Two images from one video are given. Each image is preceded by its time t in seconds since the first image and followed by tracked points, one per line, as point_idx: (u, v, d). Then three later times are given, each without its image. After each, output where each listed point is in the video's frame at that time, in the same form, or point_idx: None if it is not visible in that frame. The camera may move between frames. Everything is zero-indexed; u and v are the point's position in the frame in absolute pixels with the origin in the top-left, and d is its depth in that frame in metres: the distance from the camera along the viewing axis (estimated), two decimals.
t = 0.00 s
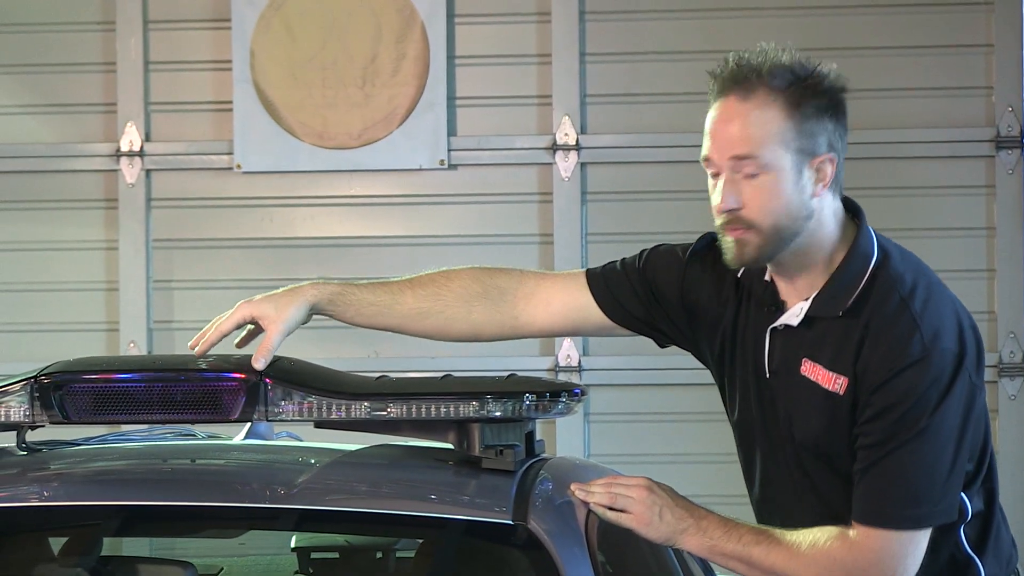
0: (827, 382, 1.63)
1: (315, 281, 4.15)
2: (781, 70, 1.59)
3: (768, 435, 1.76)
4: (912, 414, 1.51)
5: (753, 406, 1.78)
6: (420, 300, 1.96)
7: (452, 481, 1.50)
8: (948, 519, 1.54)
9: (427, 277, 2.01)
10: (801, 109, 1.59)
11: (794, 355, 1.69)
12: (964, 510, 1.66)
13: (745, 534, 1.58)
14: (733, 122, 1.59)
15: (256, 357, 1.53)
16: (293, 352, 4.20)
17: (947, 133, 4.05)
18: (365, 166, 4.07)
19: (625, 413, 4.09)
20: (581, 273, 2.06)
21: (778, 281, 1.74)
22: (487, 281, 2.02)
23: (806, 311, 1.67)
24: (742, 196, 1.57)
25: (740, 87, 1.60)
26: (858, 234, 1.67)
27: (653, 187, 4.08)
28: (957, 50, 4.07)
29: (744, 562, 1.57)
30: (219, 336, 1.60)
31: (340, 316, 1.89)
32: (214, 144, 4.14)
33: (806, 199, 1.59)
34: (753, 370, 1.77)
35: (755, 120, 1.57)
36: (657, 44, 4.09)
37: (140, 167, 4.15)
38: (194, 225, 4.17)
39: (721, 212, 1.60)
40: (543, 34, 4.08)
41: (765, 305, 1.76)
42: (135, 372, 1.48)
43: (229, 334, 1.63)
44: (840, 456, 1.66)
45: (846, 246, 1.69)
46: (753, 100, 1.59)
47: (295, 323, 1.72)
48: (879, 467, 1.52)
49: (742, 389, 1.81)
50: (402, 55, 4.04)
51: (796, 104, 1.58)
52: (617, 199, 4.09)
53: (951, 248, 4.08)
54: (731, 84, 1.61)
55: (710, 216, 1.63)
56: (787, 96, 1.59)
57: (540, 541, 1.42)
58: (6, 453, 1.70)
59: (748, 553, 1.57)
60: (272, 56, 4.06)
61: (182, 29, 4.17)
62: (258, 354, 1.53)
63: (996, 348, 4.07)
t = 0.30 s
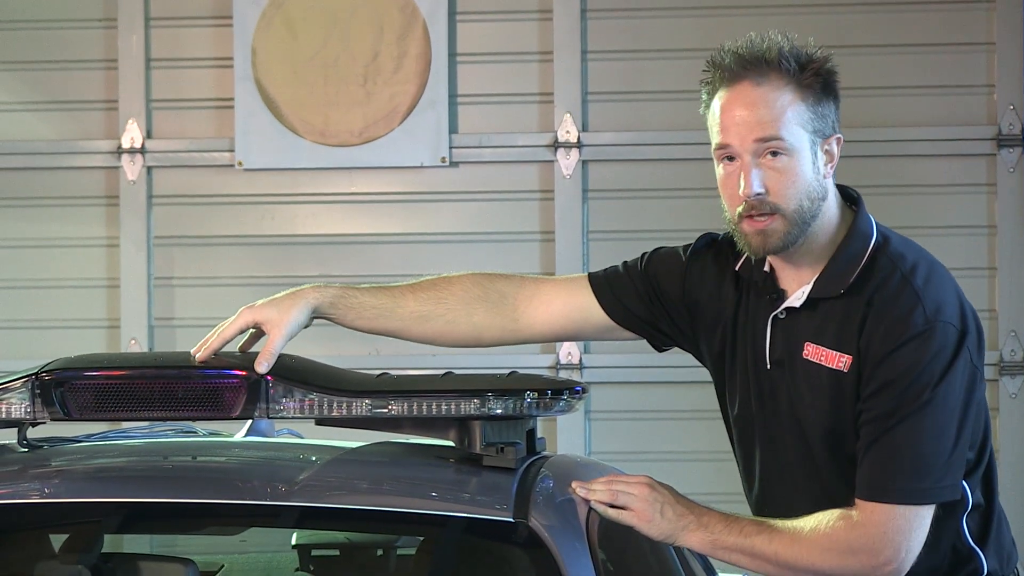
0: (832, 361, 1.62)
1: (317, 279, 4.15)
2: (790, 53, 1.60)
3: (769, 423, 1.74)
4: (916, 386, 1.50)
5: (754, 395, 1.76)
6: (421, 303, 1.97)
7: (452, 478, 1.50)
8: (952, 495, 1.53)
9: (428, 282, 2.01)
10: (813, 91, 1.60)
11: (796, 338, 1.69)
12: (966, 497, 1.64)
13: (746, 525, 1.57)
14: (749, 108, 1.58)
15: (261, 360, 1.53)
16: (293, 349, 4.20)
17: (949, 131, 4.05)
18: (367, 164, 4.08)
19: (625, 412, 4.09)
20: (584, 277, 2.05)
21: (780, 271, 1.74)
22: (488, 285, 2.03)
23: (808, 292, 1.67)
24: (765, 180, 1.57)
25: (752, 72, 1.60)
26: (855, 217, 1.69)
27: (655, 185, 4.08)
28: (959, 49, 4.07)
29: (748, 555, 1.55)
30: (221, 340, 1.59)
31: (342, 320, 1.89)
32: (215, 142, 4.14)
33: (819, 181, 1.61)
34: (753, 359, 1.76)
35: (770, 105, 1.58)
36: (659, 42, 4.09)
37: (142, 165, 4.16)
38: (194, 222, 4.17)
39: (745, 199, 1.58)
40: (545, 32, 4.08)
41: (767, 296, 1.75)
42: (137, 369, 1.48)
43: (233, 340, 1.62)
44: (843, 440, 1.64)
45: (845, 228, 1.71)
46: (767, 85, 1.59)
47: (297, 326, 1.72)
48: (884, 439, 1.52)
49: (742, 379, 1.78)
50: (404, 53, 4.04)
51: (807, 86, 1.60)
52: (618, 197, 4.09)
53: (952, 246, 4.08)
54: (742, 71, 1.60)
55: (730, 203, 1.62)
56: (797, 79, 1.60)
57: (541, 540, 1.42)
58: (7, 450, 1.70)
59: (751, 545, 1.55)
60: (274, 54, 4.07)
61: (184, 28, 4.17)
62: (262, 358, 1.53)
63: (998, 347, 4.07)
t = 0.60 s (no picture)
0: (834, 358, 1.63)
1: (317, 283, 4.16)
2: (793, 49, 1.60)
3: (769, 422, 1.73)
4: (917, 380, 1.51)
5: (754, 395, 1.76)
6: (421, 308, 1.97)
7: (451, 482, 1.50)
8: (954, 492, 1.52)
9: (427, 286, 2.01)
10: (815, 88, 1.60)
11: (798, 336, 1.69)
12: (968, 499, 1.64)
13: (744, 527, 1.57)
14: (751, 103, 1.59)
15: (262, 362, 1.53)
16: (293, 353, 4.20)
17: (949, 135, 4.05)
18: (366, 167, 4.08)
19: (624, 415, 4.09)
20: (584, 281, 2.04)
21: (782, 270, 1.74)
22: (482, 291, 2.02)
23: (811, 290, 1.67)
24: (765, 175, 1.57)
25: (755, 67, 1.60)
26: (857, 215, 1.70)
27: (654, 189, 4.08)
28: (958, 53, 4.07)
29: (748, 556, 1.55)
30: (219, 346, 1.60)
31: (341, 326, 1.89)
32: (215, 145, 4.14)
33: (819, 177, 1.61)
34: (754, 359, 1.75)
35: (772, 101, 1.58)
36: (658, 45, 4.09)
37: (142, 168, 4.16)
38: (194, 226, 4.17)
39: (745, 194, 1.59)
40: (545, 36, 4.09)
41: (768, 296, 1.75)
42: (136, 373, 1.48)
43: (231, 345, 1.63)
44: (845, 438, 1.64)
45: (847, 227, 1.71)
46: (768, 80, 1.59)
47: (297, 332, 1.72)
48: (885, 435, 1.52)
49: (743, 379, 1.78)
50: (403, 57, 4.05)
51: (809, 83, 1.60)
52: (618, 201, 4.09)
53: (952, 249, 4.08)
54: (744, 66, 1.61)
55: (730, 197, 1.62)
56: (799, 75, 1.60)
57: (541, 544, 1.42)
58: (6, 453, 1.70)
59: (751, 546, 1.55)
60: (274, 57, 4.07)
61: (184, 31, 4.17)
62: (260, 362, 1.53)
63: (997, 351, 4.07)
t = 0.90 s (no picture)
0: (838, 355, 1.63)
1: (319, 282, 4.16)
2: (789, 48, 1.60)
3: (773, 421, 1.73)
4: (922, 377, 1.51)
5: (758, 393, 1.75)
6: (423, 308, 1.97)
7: (453, 481, 1.50)
8: (958, 489, 1.52)
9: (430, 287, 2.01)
10: (814, 87, 1.60)
11: (802, 334, 1.69)
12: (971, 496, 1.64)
13: (747, 525, 1.57)
14: (748, 104, 1.58)
15: (264, 362, 1.53)
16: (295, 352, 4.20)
17: (952, 133, 4.05)
18: (368, 166, 4.08)
19: (627, 414, 4.09)
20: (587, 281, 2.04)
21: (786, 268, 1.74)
22: (483, 291, 2.02)
23: (814, 288, 1.67)
24: (762, 175, 1.57)
25: (753, 67, 1.60)
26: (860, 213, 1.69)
27: (657, 188, 4.08)
28: (961, 51, 4.06)
29: (752, 554, 1.55)
30: (222, 344, 1.60)
31: (343, 326, 1.89)
32: (217, 144, 4.14)
33: (818, 174, 1.61)
34: (757, 357, 1.75)
35: (769, 100, 1.58)
36: (660, 44, 4.09)
37: (144, 168, 4.16)
38: (196, 225, 4.17)
39: (743, 194, 1.59)
40: (547, 35, 4.08)
41: (771, 296, 1.75)
42: (139, 372, 1.48)
43: (233, 345, 1.63)
44: (848, 435, 1.64)
45: (849, 224, 1.71)
46: (765, 80, 1.59)
47: (299, 331, 1.72)
48: (890, 431, 1.52)
49: (746, 378, 1.78)
50: (405, 56, 4.05)
51: (806, 82, 1.59)
52: (621, 200, 4.09)
53: (955, 248, 4.07)
54: (742, 65, 1.60)
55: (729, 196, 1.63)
56: (796, 73, 1.59)
57: (543, 542, 1.42)
58: (10, 453, 1.70)
59: (755, 543, 1.55)
60: (275, 57, 4.07)
61: (186, 30, 4.17)
62: (262, 360, 1.53)
63: (1000, 350, 4.07)
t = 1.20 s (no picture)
0: (842, 357, 1.63)
1: (321, 281, 4.16)
2: (774, 59, 1.65)
3: (776, 422, 1.73)
4: (926, 379, 1.51)
5: (761, 394, 1.75)
6: (426, 307, 1.97)
7: (457, 479, 1.50)
8: (960, 491, 1.53)
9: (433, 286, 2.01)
10: (793, 97, 1.64)
11: (805, 335, 1.69)
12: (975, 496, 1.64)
13: (750, 526, 1.57)
14: (721, 111, 1.67)
15: (265, 361, 1.53)
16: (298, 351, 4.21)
17: (954, 131, 4.05)
18: (369, 165, 4.08)
19: (628, 413, 4.09)
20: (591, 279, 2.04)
21: (790, 266, 1.74)
22: (486, 290, 2.02)
23: (816, 289, 1.68)
24: (720, 181, 1.68)
25: (734, 75, 1.67)
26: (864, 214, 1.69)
27: (659, 185, 4.08)
28: (963, 49, 4.06)
29: (756, 555, 1.55)
30: (225, 343, 1.60)
31: (347, 324, 1.89)
32: (219, 143, 4.14)
33: (785, 188, 1.65)
34: (759, 357, 1.75)
35: (740, 111, 1.65)
36: (662, 41, 4.09)
37: (146, 167, 4.16)
38: (198, 224, 4.17)
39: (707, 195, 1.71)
40: (549, 32, 4.08)
41: (774, 295, 1.76)
42: (142, 371, 1.48)
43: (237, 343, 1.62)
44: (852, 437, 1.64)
45: (851, 227, 1.72)
46: (742, 90, 1.65)
47: (302, 330, 1.72)
48: (893, 433, 1.52)
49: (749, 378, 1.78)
50: (407, 55, 4.05)
51: (783, 97, 1.64)
52: (623, 198, 4.09)
53: (957, 245, 4.07)
54: (726, 72, 1.68)
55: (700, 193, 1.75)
56: (774, 86, 1.64)
57: (547, 541, 1.41)
58: (13, 451, 1.70)
59: (757, 543, 1.55)
60: (277, 56, 4.07)
61: (187, 30, 4.17)
62: (265, 359, 1.53)
63: (1002, 347, 4.07)
